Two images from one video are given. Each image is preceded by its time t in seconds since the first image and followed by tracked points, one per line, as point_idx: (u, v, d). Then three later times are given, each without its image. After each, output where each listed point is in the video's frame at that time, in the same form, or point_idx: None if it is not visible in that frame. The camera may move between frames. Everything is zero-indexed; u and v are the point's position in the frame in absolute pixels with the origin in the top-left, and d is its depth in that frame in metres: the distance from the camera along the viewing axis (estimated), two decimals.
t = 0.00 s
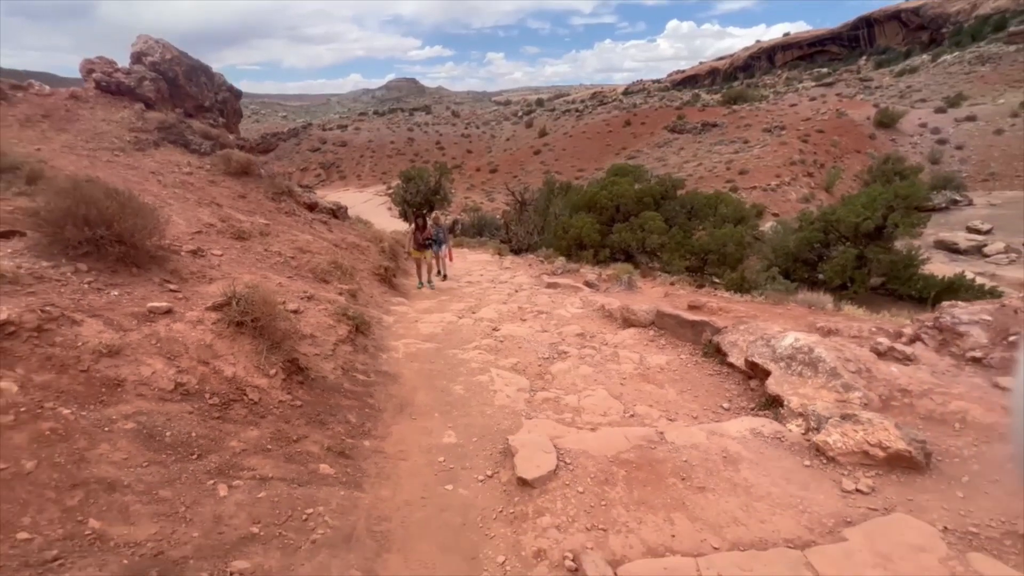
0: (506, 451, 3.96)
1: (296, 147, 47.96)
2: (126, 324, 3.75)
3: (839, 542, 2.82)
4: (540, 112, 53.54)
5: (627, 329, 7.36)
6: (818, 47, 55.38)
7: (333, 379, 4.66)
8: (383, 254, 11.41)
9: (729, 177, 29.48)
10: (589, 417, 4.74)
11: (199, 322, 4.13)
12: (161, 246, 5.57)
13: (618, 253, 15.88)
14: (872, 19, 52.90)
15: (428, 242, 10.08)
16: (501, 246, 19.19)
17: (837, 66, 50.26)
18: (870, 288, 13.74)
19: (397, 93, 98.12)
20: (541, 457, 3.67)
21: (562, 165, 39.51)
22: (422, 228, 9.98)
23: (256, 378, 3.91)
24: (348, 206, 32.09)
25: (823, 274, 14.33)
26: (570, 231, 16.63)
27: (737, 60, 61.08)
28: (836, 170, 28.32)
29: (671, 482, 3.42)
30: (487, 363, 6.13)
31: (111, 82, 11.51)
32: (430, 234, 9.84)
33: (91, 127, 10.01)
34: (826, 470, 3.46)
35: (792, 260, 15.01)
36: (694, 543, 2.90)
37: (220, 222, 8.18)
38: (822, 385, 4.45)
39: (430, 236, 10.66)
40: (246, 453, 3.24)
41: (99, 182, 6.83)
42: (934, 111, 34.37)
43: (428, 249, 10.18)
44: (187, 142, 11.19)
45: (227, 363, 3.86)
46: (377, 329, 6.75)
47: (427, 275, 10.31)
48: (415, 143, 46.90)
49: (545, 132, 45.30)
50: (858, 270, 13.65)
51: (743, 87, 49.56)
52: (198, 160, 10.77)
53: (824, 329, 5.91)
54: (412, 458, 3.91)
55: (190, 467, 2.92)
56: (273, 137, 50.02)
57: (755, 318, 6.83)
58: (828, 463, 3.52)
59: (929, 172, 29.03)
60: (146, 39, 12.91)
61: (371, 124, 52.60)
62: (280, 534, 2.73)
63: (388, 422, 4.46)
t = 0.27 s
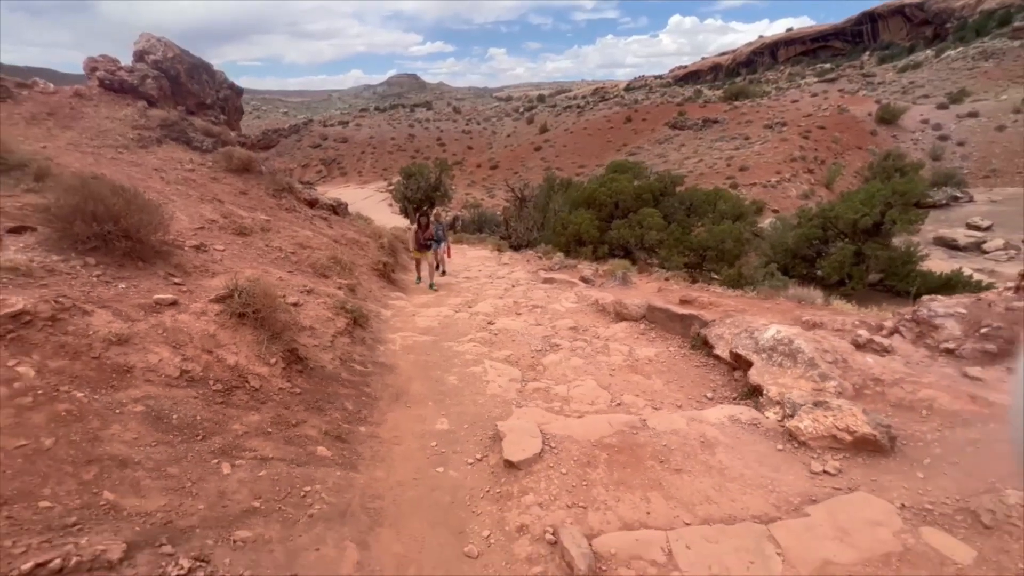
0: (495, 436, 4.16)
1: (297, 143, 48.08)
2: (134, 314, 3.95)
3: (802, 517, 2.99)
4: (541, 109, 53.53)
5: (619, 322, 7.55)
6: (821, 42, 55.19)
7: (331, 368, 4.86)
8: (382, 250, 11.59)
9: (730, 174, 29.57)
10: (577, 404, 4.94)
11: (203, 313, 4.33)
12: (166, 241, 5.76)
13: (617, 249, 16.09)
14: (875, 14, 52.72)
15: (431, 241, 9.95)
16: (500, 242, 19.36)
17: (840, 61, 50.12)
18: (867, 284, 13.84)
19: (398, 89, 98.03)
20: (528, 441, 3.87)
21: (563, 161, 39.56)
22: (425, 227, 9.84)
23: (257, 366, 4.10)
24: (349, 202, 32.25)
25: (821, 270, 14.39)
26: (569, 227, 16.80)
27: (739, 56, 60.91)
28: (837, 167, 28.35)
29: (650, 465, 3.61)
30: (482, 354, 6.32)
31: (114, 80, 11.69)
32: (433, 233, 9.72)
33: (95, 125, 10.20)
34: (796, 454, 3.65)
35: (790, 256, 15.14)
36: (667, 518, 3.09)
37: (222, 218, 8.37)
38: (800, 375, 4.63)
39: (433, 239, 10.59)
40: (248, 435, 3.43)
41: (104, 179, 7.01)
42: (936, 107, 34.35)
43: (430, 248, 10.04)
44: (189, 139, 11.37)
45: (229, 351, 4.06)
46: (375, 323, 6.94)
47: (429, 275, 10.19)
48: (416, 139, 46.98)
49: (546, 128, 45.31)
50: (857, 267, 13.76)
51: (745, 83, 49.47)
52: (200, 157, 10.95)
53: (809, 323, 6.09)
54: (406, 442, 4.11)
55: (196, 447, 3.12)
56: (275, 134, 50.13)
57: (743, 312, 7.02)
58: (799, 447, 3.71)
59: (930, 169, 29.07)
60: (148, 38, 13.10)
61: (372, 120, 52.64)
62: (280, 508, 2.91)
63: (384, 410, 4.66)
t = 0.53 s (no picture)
0: (487, 426, 4.33)
1: (299, 139, 48.20)
2: (141, 308, 4.13)
3: (774, 501, 3.15)
4: (544, 104, 53.44)
5: (614, 317, 7.70)
6: (826, 36, 54.81)
7: (330, 360, 5.03)
8: (383, 246, 11.76)
9: (732, 170, 29.56)
10: (568, 396, 5.11)
11: (207, 307, 4.51)
12: (170, 237, 5.94)
13: (616, 245, 16.13)
14: (881, 8, 52.30)
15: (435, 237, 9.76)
16: (501, 238, 19.48)
17: (845, 56, 49.79)
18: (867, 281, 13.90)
19: (401, 85, 97.88)
20: (518, 430, 4.03)
21: (565, 157, 39.57)
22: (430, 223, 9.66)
23: (259, 358, 4.28)
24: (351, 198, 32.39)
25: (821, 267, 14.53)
26: (569, 223, 16.85)
27: (744, 50, 60.54)
28: (840, 163, 28.33)
29: (634, 453, 3.77)
30: (478, 348, 6.49)
31: (118, 77, 11.87)
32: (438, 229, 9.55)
33: (101, 122, 10.38)
34: (775, 443, 3.80)
35: (791, 253, 15.29)
36: (647, 502, 3.25)
37: (225, 214, 8.54)
38: (784, 368, 4.77)
39: (437, 231, 10.62)
40: (250, 422, 3.61)
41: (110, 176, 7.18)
42: (941, 102, 34.20)
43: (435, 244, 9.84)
44: (193, 137, 11.54)
45: (232, 343, 4.24)
46: (374, 317, 7.11)
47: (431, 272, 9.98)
48: (418, 135, 47.03)
49: (548, 124, 45.28)
50: (858, 263, 13.93)
51: (748, 78, 49.27)
52: (203, 154, 11.12)
53: (798, 318, 6.23)
54: (401, 431, 4.28)
55: (201, 433, 3.29)
56: (277, 129, 50.24)
57: (735, 307, 7.16)
58: (778, 436, 3.86)
59: (934, 165, 28.99)
60: (152, 36, 13.27)
61: (375, 116, 52.68)
62: (280, 491, 3.09)
63: (381, 400, 4.83)
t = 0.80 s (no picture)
0: (477, 410, 4.47)
1: (303, 134, 48.35)
2: (143, 294, 4.28)
3: (746, 479, 3.28)
4: (547, 99, 53.30)
5: (608, 309, 7.82)
6: (834, 30, 54.27)
7: (327, 347, 5.19)
8: (383, 239, 11.90)
9: (735, 165, 29.51)
10: (558, 382, 5.24)
11: (207, 294, 4.67)
12: (173, 228, 6.11)
13: (617, 239, 16.13)
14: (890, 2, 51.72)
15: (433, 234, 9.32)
16: (502, 233, 19.58)
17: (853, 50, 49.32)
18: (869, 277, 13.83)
19: (404, 80, 97.71)
20: (505, 413, 4.18)
21: (568, 152, 39.52)
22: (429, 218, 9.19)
23: (257, 343, 4.44)
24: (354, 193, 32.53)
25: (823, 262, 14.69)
26: (571, 218, 16.89)
27: (750, 45, 60.05)
28: (844, 158, 28.26)
29: (616, 435, 3.91)
30: (472, 338, 6.63)
31: (123, 72, 12.04)
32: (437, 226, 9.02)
33: (106, 117, 10.55)
34: (753, 426, 3.92)
35: (794, 248, 15.46)
36: (626, 480, 3.37)
37: (227, 207, 8.69)
38: (768, 356, 4.89)
39: (436, 226, 10.35)
40: (247, 403, 3.76)
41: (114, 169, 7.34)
42: (948, 97, 33.91)
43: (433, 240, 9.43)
44: (196, 131, 11.70)
45: (231, 329, 4.40)
46: (372, 308, 7.26)
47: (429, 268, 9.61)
48: (422, 130, 47.09)
49: (552, 119, 45.20)
50: (859, 258, 13.88)
51: (753, 73, 48.96)
52: (206, 148, 11.28)
53: (787, 310, 6.33)
54: (394, 414, 4.42)
55: (201, 412, 3.45)
56: (281, 124, 50.41)
57: (727, 299, 7.27)
58: (757, 420, 3.98)
59: (940, 161, 28.81)
60: (155, 31, 13.44)
61: (378, 111, 52.74)
62: (275, 466, 3.24)
63: (376, 385, 4.97)
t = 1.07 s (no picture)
0: (469, 398, 4.62)
1: (310, 130, 48.60)
2: (150, 285, 4.47)
3: (722, 464, 3.41)
4: (554, 95, 53.17)
5: (604, 304, 7.94)
6: (845, 25, 53.62)
7: (326, 337, 5.36)
8: (386, 235, 12.08)
9: (742, 161, 29.42)
10: (549, 373, 5.39)
11: (211, 285, 4.85)
12: (179, 222, 6.30)
13: (620, 236, 16.25)
14: None
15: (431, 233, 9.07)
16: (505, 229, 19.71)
17: (864, 45, 48.73)
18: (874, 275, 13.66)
19: (411, 75, 97.74)
20: (495, 401, 4.33)
21: (574, 148, 39.48)
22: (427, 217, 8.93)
23: (258, 333, 4.62)
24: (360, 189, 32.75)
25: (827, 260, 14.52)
26: (574, 214, 16.94)
27: (760, 40, 59.46)
28: (852, 155, 28.03)
29: (602, 422, 4.05)
30: (469, 330, 6.78)
31: (131, 70, 12.28)
32: (435, 225, 8.75)
33: (115, 113, 10.78)
34: (734, 415, 4.05)
35: (798, 246, 15.39)
36: (608, 464, 3.50)
37: (232, 202, 8.88)
38: (755, 348, 5.00)
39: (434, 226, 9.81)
40: (248, 389, 3.93)
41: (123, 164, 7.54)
42: (960, 93, 33.52)
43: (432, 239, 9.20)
44: (202, 127, 11.92)
45: (234, 319, 4.58)
46: (372, 301, 7.43)
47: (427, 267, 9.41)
48: (427, 126, 47.19)
49: (557, 115, 45.15)
50: (864, 255, 13.81)
51: (761, 68, 48.58)
52: (212, 144, 11.49)
53: (779, 305, 6.43)
54: (389, 402, 4.59)
55: (204, 395, 3.63)
56: (287, 120, 50.69)
57: (721, 294, 7.37)
58: (739, 409, 4.11)
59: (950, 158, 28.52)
60: (163, 29, 13.67)
61: (384, 107, 52.89)
62: (273, 447, 3.41)
63: (373, 374, 5.14)
